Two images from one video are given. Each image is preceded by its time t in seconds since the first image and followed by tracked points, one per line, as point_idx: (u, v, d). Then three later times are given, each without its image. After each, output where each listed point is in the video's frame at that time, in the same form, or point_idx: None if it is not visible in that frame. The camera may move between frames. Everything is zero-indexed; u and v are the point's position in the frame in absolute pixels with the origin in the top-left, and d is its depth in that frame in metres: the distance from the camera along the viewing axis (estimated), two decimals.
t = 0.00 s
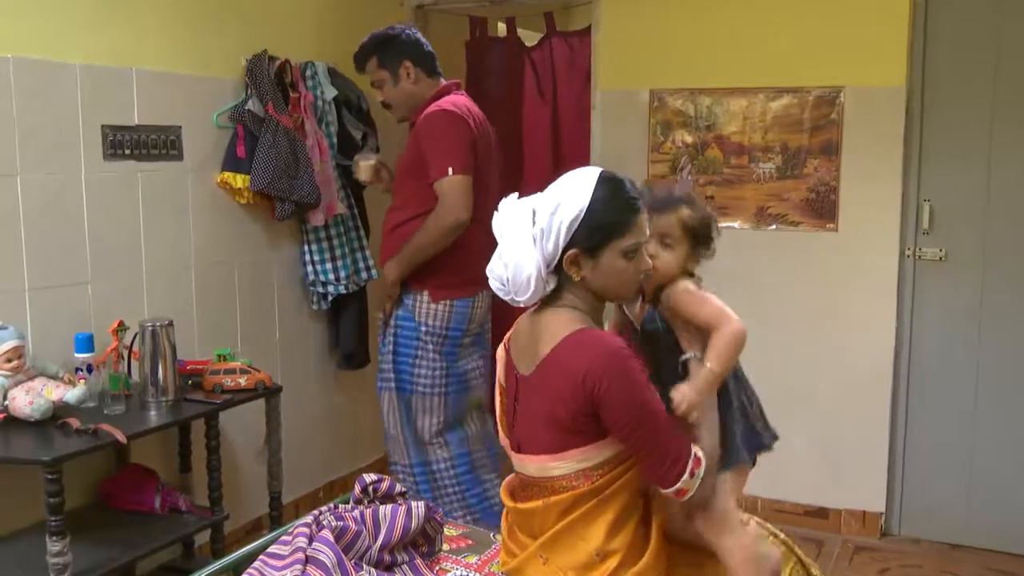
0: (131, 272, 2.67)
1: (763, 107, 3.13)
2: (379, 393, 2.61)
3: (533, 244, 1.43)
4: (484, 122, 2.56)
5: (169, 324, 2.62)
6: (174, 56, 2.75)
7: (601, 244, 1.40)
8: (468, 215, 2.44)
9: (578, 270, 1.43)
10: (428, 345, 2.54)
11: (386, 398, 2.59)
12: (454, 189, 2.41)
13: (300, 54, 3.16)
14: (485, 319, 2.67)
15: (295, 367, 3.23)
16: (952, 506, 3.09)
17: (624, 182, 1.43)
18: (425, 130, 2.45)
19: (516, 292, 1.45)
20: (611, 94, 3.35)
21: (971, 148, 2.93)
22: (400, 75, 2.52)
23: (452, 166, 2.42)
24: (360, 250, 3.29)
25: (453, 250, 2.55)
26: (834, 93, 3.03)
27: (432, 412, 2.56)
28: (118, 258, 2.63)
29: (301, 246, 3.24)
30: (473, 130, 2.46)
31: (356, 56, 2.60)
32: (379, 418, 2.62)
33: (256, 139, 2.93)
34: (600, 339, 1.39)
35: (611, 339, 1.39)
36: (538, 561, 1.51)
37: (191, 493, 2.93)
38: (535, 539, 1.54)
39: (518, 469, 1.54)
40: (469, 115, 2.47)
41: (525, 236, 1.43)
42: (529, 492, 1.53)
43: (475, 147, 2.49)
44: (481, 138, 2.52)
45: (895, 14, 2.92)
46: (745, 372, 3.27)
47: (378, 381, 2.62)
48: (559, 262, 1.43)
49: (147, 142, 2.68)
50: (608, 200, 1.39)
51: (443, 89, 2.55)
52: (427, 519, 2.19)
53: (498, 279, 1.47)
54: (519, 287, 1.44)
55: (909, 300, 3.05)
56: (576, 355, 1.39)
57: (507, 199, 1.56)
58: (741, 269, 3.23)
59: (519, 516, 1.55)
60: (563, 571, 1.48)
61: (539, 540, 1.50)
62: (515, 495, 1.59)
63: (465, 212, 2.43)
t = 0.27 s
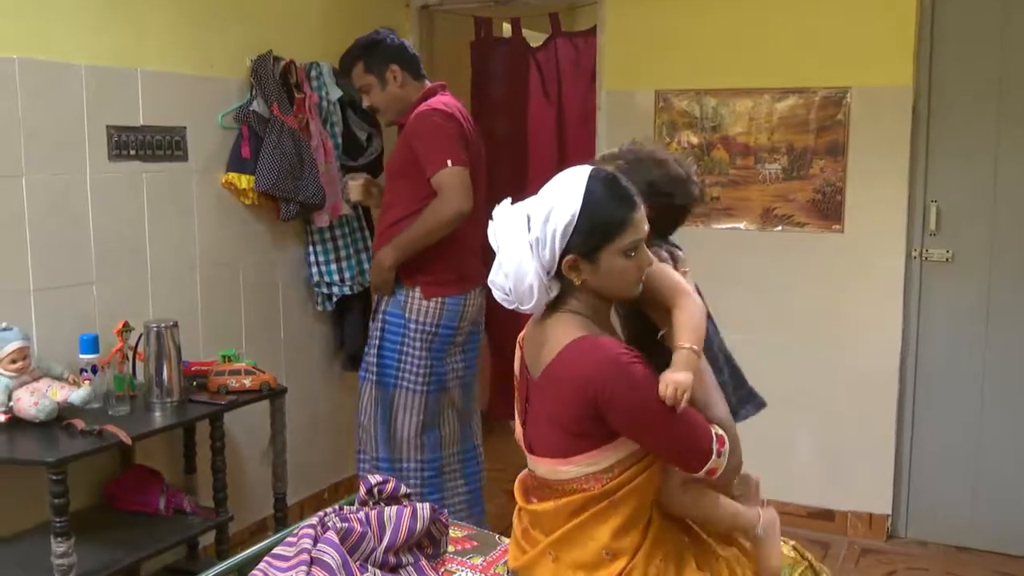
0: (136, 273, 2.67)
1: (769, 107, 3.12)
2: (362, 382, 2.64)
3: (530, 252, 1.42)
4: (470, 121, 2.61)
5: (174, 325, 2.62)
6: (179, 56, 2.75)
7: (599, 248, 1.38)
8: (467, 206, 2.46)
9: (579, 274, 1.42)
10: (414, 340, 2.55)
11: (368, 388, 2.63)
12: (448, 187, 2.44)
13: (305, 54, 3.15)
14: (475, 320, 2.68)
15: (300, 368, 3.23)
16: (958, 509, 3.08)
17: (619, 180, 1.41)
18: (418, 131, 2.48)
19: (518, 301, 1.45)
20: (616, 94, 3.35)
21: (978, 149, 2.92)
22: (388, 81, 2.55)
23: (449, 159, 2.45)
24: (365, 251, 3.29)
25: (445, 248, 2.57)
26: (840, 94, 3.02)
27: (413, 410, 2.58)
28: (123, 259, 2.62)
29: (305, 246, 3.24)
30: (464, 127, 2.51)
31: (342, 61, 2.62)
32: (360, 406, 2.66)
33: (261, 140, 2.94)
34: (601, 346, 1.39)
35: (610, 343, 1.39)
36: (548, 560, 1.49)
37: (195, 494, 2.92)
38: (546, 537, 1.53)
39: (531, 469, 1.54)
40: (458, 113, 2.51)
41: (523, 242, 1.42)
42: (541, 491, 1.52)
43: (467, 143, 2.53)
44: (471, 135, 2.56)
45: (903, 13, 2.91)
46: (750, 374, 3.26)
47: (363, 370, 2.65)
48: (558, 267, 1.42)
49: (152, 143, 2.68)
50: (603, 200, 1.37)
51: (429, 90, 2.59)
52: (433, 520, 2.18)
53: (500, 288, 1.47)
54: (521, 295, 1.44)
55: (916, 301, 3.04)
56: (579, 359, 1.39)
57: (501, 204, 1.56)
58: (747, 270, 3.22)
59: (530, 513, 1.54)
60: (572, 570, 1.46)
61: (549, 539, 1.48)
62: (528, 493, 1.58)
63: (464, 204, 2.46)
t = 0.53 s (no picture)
0: (139, 274, 2.64)
1: (778, 107, 3.08)
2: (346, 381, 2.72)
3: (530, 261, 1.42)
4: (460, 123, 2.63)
5: (178, 327, 2.59)
6: (183, 56, 2.73)
7: (599, 257, 1.39)
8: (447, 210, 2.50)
9: (578, 283, 1.42)
10: (401, 344, 2.62)
11: (351, 386, 2.70)
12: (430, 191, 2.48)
13: (310, 54, 3.13)
14: (461, 327, 2.73)
15: (304, 370, 3.21)
16: (970, 514, 3.04)
17: (620, 188, 1.41)
18: (404, 134, 2.51)
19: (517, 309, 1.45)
20: (624, 93, 3.32)
21: (991, 149, 2.88)
22: (377, 85, 2.57)
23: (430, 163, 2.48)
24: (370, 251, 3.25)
25: (431, 249, 2.62)
26: (850, 93, 2.98)
27: (396, 412, 2.66)
28: (126, 260, 2.60)
29: (310, 248, 3.21)
30: (448, 129, 2.53)
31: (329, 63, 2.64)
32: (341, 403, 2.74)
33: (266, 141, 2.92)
34: (607, 361, 1.38)
35: (618, 360, 1.38)
36: (550, 566, 1.47)
37: (198, 497, 2.90)
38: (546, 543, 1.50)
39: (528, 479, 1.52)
40: (444, 115, 2.53)
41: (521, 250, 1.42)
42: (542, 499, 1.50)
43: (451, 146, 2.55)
44: (457, 138, 2.58)
45: (914, 11, 2.87)
46: (759, 377, 3.22)
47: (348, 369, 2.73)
48: (556, 276, 1.42)
49: (156, 143, 2.66)
50: (604, 208, 1.38)
51: (420, 90, 2.61)
52: (438, 524, 2.15)
53: (497, 295, 1.46)
54: (520, 303, 1.43)
55: (927, 303, 3.00)
56: (582, 373, 1.38)
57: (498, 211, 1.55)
58: (755, 271, 3.19)
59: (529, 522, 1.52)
60: None
61: (549, 548, 1.46)
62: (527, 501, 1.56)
63: (444, 207, 2.49)
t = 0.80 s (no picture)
0: (142, 273, 2.60)
1: (793, 103, 3.02)
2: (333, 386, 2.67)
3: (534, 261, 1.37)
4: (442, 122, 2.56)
5: (181, 327, 2.54)
6: (186, 50, 2.68)
7: (605, 261, 1.34)
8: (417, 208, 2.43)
9: (581, 287, 1.37)
10: (385, 345, 2.55)
11: (339, 391, 2.65)
12: (397, 185, 2.41)
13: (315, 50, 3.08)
14: (447, 324, 2.66)
15: (309, 371, 3.16)
16: (991, 519, 2.97)
17: (630, 195, 1.37)
18: (379, 128, 2.45)
19: (516, 309, 1.40)
20: (635, 89, 3.26)
21: (1012, 145, 2.81)
22: (361, 80, 2.53)
23: (398, 158, 2.41)
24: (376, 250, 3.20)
25: (407, 249, 2.55)
26: (867, 89, 2.92)
27: (387, 415, 2.59)
28: (128, 258, 2.56)
29: (315, 247, 3.17)
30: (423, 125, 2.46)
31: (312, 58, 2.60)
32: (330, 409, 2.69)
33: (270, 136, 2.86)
34: (607, 370, 1.34)
35: (618, 371, 1.34)
36: None
37: (202, 500, 2.86)
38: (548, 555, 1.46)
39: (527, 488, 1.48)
40: (421, 112, 2.47)
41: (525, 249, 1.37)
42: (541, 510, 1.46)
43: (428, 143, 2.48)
44: (435, 136, 2.51)
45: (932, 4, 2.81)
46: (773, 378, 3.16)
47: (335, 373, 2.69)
48: (560, 277, 1.37)
49: (159, 140, 2.61)
50: (612, 214, 1.34)
51: (401, 87, 2.55)
52: (446, 528, 2.08)
53: (497, 294, 1.41)
54: (520, 303, 1.38)
55: (946, 304, 2.93)
56: (580, 382, 1.34)
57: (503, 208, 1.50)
58: (769, 271, 3.12)
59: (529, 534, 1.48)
60: None
61: (550, 561, 1.43)
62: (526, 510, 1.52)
63: (414, 205, 2.42)
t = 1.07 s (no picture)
0: (148, 272, 2.55)
1: (812, 99, 2.95)
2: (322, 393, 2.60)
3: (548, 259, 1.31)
4: (429, 116, 2.52)
5: (187, 327, 2.49)
6: (193, 45, 2.63)
7: (620, 261, 1.28)
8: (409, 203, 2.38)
9: (593, 287, 1.31)
10: (373, 346, 2.51)
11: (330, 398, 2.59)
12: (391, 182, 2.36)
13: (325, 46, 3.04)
14: (438, 321, 2.62)
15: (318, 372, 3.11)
16: (1017, 526, 2.89)
17: (646, 194, 1.31)
18: (366, 124, 2.41)
19: (528, 309, 1.34)
20: (650, 85, 3.20)
21: None
22: (345, 75, 2.49)
23: (390, 153, 2.37)
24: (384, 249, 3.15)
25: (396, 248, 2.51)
26: (890, 84, 2.85)
27: (382, 416, 2.55)
28: (133, 257, 2.51)
29: (324, 246, 3.11)
30: (412, 120, 2.42)
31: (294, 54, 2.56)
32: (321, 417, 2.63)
33: (279, 134, 2.83)
34: (611, 376, 1.28)
35: (624, 376, 1.28)
36: None
37: (208, 503, 2.81)
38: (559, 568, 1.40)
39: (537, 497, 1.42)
40: (409, 106, 2.43)
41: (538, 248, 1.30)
42: (551, 521, 1.40)
43: (418, 139, 2.44)
44: (423, 131, 2.47)
45: None
46: (791, 381, 3.09)
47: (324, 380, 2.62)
48: (573, 276, 1.31)
49: (165, 136, 2.56)
50: (627, 212, 1.28)
51: (385, 81, 2.51)
52: (457, 532, 2.02)
53: (509, 293, 1.35)
54: (531, 302, 1.32)
55: (971, 303, 2.85)
56: (580, 388, 1.29)
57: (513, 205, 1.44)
58: (787, 271, 3.05)
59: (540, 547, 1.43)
60: None
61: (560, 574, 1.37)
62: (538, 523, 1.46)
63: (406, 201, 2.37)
